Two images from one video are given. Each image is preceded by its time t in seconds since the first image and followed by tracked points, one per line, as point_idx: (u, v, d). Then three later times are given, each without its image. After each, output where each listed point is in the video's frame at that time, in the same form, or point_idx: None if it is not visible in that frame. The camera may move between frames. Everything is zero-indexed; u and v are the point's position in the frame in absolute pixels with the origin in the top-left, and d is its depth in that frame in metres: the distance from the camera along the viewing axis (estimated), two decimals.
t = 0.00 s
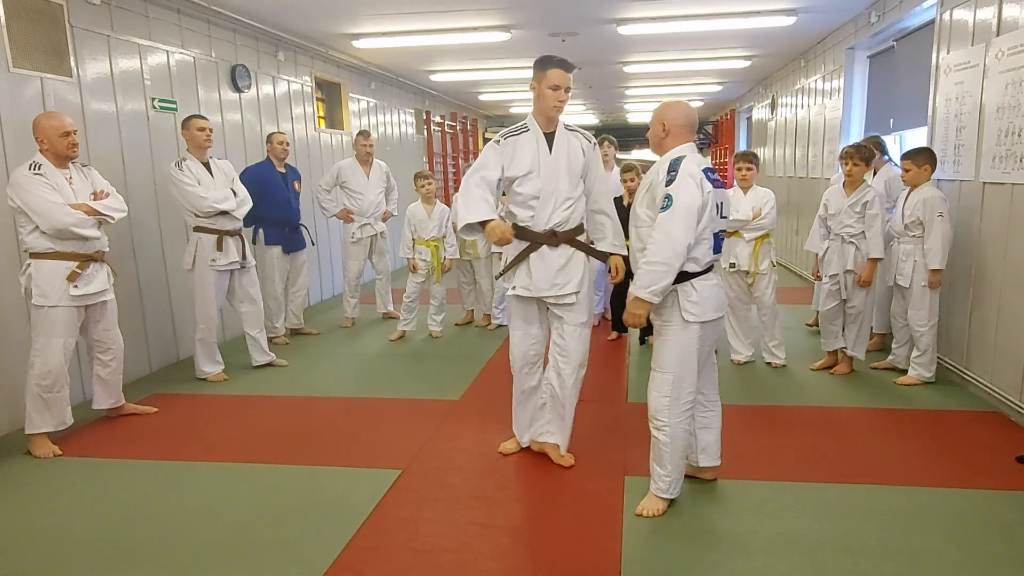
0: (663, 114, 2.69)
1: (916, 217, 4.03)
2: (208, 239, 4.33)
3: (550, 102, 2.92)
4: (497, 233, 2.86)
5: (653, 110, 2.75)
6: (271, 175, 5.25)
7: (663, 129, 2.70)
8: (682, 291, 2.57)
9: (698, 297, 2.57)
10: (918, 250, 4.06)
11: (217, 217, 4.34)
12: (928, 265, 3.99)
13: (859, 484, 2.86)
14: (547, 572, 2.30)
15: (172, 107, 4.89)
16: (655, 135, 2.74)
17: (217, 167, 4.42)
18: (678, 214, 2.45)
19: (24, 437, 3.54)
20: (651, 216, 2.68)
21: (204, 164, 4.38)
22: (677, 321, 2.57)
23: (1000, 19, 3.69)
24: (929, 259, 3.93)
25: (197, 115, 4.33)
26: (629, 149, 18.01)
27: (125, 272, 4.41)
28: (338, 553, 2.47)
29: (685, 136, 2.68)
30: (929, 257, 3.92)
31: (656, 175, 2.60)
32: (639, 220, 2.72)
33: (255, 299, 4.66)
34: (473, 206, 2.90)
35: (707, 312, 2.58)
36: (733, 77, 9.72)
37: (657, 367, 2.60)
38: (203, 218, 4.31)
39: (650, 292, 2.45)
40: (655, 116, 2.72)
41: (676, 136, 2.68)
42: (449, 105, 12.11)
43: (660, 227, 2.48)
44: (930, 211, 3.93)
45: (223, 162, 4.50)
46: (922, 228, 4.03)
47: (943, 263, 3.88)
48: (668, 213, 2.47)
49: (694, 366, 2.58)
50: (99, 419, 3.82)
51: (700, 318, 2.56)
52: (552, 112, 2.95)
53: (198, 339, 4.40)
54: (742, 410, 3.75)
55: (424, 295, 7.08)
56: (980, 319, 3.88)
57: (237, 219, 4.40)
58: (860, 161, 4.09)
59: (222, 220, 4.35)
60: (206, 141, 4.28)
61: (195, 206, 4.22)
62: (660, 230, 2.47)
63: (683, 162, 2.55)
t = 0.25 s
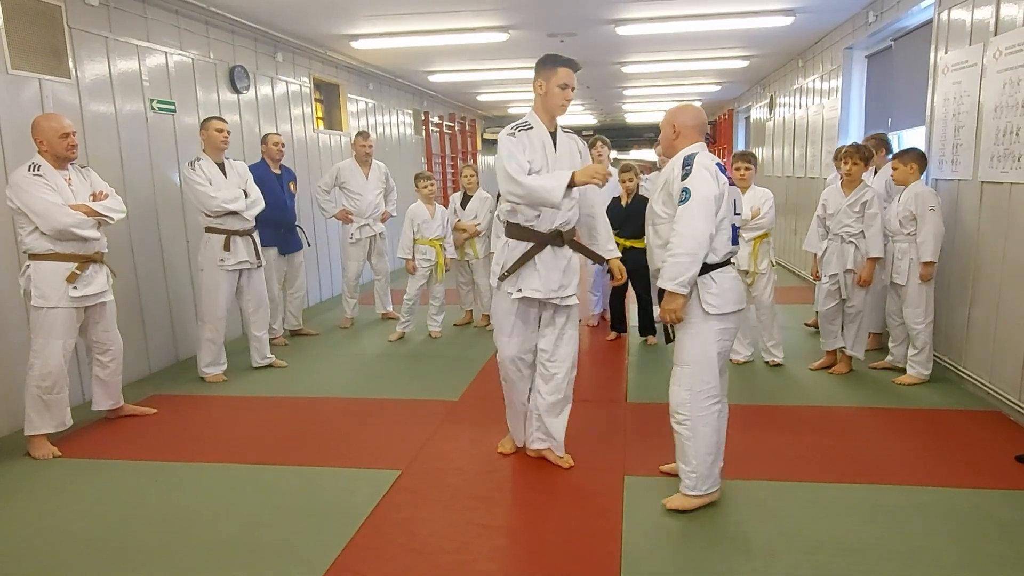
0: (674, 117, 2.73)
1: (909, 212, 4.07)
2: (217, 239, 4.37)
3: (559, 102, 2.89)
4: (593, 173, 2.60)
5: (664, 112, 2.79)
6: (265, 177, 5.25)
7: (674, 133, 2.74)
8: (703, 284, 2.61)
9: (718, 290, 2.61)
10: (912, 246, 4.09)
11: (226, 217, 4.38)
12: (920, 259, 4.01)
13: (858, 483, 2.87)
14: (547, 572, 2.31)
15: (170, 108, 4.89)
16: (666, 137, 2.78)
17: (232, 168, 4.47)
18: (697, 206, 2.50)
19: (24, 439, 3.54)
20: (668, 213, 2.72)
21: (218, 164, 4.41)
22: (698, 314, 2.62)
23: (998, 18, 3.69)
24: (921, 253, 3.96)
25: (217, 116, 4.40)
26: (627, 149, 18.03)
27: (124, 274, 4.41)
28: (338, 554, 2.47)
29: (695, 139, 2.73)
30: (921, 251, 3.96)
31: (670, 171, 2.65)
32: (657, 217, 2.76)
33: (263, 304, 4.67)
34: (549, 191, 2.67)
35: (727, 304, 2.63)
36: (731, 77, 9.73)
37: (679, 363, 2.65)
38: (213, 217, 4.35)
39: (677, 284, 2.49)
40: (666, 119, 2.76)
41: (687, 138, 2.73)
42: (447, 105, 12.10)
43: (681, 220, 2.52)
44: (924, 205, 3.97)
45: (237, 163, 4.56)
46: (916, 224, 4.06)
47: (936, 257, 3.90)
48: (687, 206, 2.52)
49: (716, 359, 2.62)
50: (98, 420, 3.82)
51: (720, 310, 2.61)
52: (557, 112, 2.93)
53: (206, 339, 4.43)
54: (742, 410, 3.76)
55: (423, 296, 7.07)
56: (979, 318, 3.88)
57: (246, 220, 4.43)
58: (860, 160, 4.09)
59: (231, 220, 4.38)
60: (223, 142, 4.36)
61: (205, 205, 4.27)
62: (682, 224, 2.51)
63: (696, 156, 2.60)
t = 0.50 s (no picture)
0: (693, 114, 2.76)
1: (903, 210, 4.08)
2: (216, 239, 4.39)
3: (564, 103, 2.86)
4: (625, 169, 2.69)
5: (682, 110, 2.82)
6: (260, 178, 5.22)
7: (692, 130, 2.77)
8: (718, 285, 2.65)
9: (733, 291, 2.64)
10: (907, 244, 4.10)
11: (228, 217, 4.40)
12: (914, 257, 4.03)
13: (858, 482, 2.86)
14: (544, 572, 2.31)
15: (168, 108, 4.88)
16: (683, 134, 2.81)
17: (245, 167, 4.53)
18: (712, 207, 2.52)
19: (22, 441, 3.53)
20: (683, 212, 2.74)
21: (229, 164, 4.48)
22: (715, 314, 2.65)
23: (996, 17, 3.69)
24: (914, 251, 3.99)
25: (231, 116, 4.45)
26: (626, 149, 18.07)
27: (123, 275, 4.40)
28: (337, 554, 2.46)
29: (712, 138, 2.76)
30: (914, 249, 3.99)
31: (689, 171, 2.67)
32: (670, 215, 2.78)
33: (264, 305, 4.67)
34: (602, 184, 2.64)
35: (743, 305, 2.65)
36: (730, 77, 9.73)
37: (704, 366, 2.63)
38: (215, 216, 4.37)
39: (682, 283, 2.52)
40: (684, 116, 2.79)
41: (704, 137, 2.76)
42: (446, 106, 12.10)
43: (695, 220, 2.54)
44: (918, 202, 3.98)
45: (251, 163, 4.61)
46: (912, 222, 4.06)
47: (929, 255, 3.93)
48: (702, 207, 2.54)
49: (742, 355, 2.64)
50: (97, 422, 3.81)
51: (736, 311, 2.63)
52: (559, 114, 2.90)
53: (206, 336, 4.43)
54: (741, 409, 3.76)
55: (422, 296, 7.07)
56: (977, 317, 3.88)
57: (249, 221, 4.45)
58: (858, 159, 4.10)
59: (233, 221, 4.40)
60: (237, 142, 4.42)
61: (209, 205, 4.30)
62: (695, 223, 2.53)
63: (716, 158, 2.62)
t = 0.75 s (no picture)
0: (710, 116, 2.75)
1: (901, 210, 4.08)
2: (206, 237, 4.41)
3: (563, 101, 2.82)
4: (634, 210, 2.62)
5: (699, 111, 2.81)
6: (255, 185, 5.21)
7: (709, 132, 2.76)
8: (746, 292, 2.65)
9: (763, 295, 2.66)
10: (903, 244, 4.10)
11: (221, 217, 4.41)
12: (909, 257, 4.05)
13: (854, 482, 2.87)
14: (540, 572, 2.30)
15: (163, 109, 4.86)
16: (700, 135, 2.81)
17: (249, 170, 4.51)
18: (736, 219, 2.50)
19: (17, 443, 3.52)
20: (704, 220, 2.72)
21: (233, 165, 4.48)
22: (746, 318, 2.65)
23: (991, 17, 3.70)
24: (910, 251, 4.00)
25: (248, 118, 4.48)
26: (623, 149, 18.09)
27: (117, 276, 4.39)
28: (333, 556, 2.45)
29: (729, 141, 2.76)
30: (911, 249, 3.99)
31: (710, 179, 2.65)
32: (690, 223, 2.76)
33: (256, 306, 4.63)
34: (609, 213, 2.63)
35: (772, 308, 2.67)
36: (727, 77, 9.74)
37: (739, 368, 2.68)
38: (209, 215, 4.39)
39: (707, 296, 2.51)
40: (700, 117, 2.78)
41: (721, 140, 2.76)
42: (443, 107, 12.09)
43: (718, 231, 2.53)
44: (916, 203, 3.99)
45: (260, 168, 4.58)
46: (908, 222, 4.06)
47: (925, 255, 3.94)
48: (726, 218, 2.52)
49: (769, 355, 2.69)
50: (92, 424, 3.80)
51: (766, 314, 2.65)
52: (554, 113, 2.86)
53: (199, 333, 4.43)
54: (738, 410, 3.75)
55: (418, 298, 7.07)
56: (973, 317, 3.89)
57: (240, 224, 4.41)
58: (854, 158, 4.12)
59: (224, 221, 4.40)
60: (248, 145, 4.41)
61: (203, 205, 4.31)
62: (718, 234, 2.52)
63: (737, 167, 2.60)
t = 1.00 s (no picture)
0: (709, 122, 2.78)
1: (898, 210, 4.08)
2: (195, 238, 4.40)
3: (555, 96, 2.82)
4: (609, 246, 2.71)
5: (699, 116, 2.82)
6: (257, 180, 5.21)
7: (711, 137, 2.80)
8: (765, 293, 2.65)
9: (778, 293, 2.66)
10: (899, 244, 4.10)
11: (207, 217, 4.38)
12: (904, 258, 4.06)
13: (850, 481, 2.86)
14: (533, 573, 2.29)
15: (157, 109, 4.84)
16: (702, 141, 2.84)
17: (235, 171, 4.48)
18: (756, 228, 2.50)
19: (8, 445, 3.49)
20: (719, 228, 2.72)
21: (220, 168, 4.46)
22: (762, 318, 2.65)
23: (985, 16, 3.70)
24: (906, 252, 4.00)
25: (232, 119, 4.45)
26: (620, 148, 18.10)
27: (110, 278, 4.37)
28: (326, 558, 2.44)
29: (734, 142, 2.79)
30: (907, 251, 3.99)
31: (719, 189, 2.64)
32: (705, 231, 2.76)
33: (246, 307, 4.59)
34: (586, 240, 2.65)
35: (788, 305, 2.68)
36: (723, 77, 9.75)
37: (750, 366, 2.68)
38: (196, 216, 4.37)
39: (747, 309, 2.51)
40: (701, 123, 2.81)
41: (725, 143, 2.79)
42: (439, 106, 12.08)
43: (741, 242, 2.53)
44: (914, 205, 3.98)
45: (245, 169, 4.58)
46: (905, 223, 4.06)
47: (920, 256, 3.94)
48: (745, 229, 2.52)
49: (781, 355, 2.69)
50: (84, 426, 3.78)
51: (782, 312, 2.66)
52: (547, 108, 2.86)
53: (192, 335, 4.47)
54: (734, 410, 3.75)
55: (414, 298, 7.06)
56: (967, 316, 3.89)
57: (228, 224, 4.38)
58: (849, 158, 4.10)
59: (211, 221, 4.38)
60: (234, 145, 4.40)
61: (190, 205, 4.30)
62: (741, 246, 2.52)
63: (744, 172, 2.59)
